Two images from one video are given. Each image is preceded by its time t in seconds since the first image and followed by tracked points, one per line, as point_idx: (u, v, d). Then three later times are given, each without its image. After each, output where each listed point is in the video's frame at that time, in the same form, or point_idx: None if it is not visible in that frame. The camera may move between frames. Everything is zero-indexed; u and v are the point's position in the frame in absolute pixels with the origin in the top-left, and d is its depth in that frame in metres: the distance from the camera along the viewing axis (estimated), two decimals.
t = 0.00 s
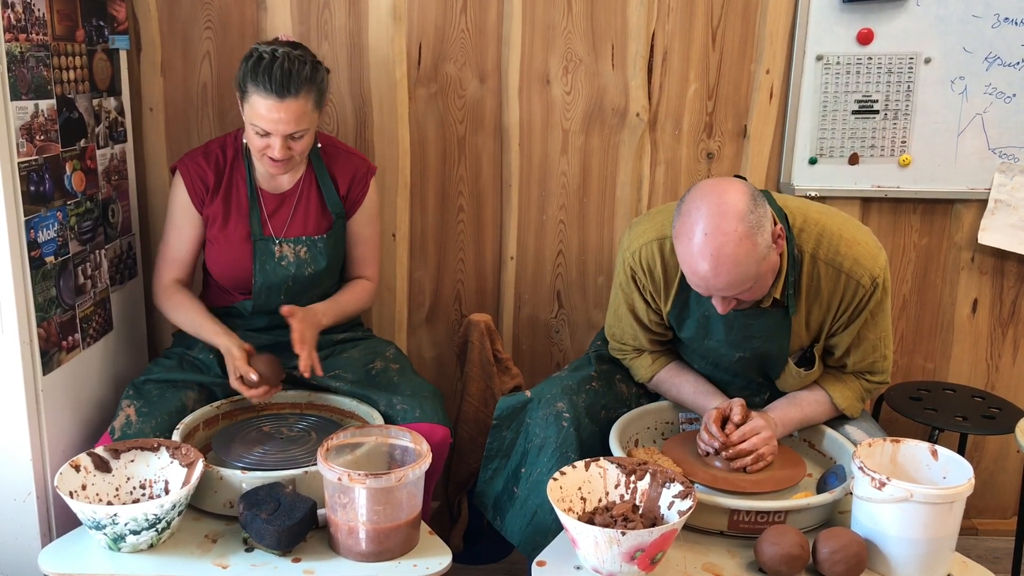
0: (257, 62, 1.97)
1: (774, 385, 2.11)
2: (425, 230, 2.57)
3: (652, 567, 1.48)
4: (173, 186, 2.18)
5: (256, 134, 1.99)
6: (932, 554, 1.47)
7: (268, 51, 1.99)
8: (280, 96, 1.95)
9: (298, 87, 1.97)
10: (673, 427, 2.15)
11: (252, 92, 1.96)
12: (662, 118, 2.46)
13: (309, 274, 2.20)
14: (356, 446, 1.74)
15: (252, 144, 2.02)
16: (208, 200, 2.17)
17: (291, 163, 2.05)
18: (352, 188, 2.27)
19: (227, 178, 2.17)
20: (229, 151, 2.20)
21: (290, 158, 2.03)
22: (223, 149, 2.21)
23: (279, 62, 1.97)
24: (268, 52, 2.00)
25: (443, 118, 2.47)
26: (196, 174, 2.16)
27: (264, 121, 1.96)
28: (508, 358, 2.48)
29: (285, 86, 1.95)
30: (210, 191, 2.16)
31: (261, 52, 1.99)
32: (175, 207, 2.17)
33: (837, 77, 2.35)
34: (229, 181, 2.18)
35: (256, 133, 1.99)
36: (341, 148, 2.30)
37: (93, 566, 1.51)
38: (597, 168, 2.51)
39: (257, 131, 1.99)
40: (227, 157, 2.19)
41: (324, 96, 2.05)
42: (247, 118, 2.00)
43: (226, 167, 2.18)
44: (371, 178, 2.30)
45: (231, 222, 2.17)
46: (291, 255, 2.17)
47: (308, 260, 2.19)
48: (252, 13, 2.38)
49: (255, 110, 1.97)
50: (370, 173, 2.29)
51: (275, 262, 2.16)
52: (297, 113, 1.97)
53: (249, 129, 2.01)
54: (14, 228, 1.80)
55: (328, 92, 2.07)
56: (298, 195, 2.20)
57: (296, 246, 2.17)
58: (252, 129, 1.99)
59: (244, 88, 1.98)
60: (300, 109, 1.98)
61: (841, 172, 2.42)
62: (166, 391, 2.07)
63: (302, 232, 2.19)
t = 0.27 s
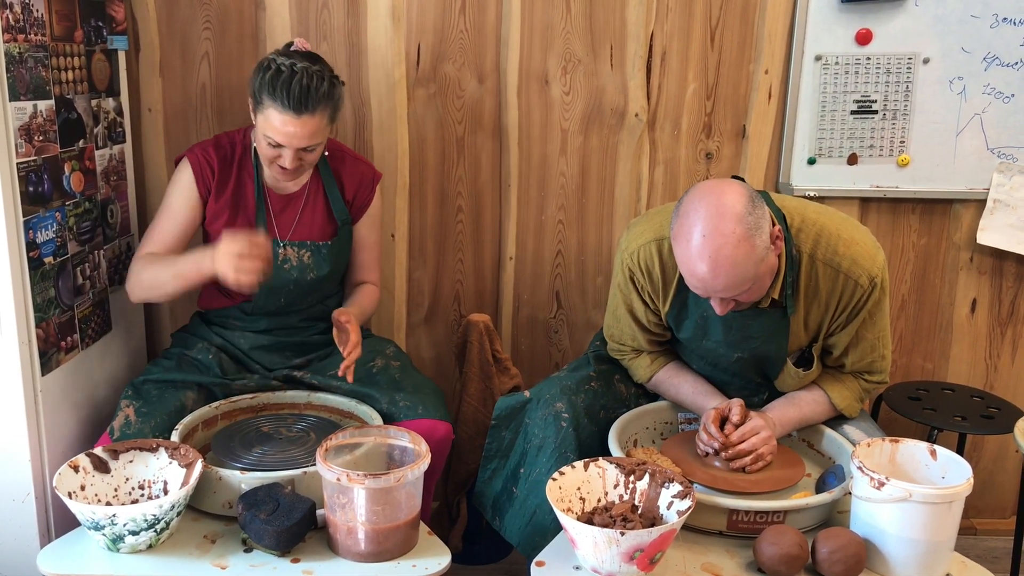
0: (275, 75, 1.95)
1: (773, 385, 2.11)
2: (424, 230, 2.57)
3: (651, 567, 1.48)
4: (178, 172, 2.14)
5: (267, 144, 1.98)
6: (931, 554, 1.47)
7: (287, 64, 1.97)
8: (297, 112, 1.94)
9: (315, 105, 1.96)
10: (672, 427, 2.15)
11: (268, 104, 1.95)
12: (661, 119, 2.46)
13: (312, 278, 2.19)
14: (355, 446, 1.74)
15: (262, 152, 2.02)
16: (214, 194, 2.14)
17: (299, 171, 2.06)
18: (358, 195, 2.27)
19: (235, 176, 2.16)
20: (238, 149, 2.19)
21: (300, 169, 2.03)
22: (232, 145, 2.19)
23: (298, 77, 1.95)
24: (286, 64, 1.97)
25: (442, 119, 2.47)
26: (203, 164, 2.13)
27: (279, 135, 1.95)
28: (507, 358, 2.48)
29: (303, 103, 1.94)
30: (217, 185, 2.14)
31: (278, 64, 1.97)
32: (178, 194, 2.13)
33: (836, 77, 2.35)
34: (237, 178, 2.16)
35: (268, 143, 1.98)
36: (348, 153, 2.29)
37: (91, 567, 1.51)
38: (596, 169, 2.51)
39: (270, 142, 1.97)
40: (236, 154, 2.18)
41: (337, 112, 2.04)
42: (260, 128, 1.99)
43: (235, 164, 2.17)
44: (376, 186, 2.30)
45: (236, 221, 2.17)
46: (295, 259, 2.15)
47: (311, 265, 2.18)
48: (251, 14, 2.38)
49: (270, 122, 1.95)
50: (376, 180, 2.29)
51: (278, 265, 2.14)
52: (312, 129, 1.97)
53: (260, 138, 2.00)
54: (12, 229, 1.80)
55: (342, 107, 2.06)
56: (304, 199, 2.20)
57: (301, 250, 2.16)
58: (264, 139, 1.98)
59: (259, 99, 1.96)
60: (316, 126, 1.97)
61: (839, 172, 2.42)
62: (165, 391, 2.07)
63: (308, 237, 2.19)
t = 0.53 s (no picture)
0: (287, 83, 1.94)
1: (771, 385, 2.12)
2: (422, 230, 2.56)
3: (650, 567, 1.48)
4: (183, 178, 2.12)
5: (276, 151, 1.98)
6: (929, 554, 1.47)
7: (298, 72, 1.97)
8: (308, 120, 1.94)
9: (326, 113, 1.96)
10: (671, 427, 2.15)
11: (278, 111, 1.95)
12: (659, 119, 2.46)
13: (317, 284, 2.19)
14: (354, 446, 1.74)
15: (269, 158, 2.01)
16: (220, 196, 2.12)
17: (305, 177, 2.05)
18: (361, 198, 2.28)
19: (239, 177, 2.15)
20: (241, 153, 2.19)
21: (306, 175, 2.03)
22: (235, 148, 2.19)
23: (310, 86, 1.94)
24: (298, 72, 1.97)
25: (441, 119, 2.47)
26: (207, 167, 2.12)
27: (289, 143, 1.95)
28: (506, 358, 2.48)
29: (315, 111, 1.93)
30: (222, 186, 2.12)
31: (288, 71, 1.97)
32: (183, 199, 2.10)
33: (834, 77, 2.36)
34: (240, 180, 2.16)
35: (276, 150, 1.98)
36: (351, 157, 2.29)
37: (90, 567, 1.51)
38: (594, 169, 2.51)
39: (278, 149, 1.97)
40: (239, 158, 2.18)
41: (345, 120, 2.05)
42: (268, 134, 1.98)
43: (237, 169, 2.17)
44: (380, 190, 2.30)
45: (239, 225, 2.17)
46: (300, 265, 2.16)
47: (316, 271, 2.18)
48: (250, 14, 2.38)
49: (280, 129, 1.95)
50: (380, 184, 2.30)
51: (283, 271, 2.14)
52: (322, 138, 1.96)
53: (268, 144, 1.99)
54: (10, 229, 1.80)
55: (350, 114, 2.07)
56: (307, 204, 2.19)
57: (306, 255, 2.17)
58: (273, 146, 1.98)
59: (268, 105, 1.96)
60: (326, 134, 1.97)
61: (838, 172, 2.43)
62: (166, 394, 2.07)
63: (313, 242, 2.20)
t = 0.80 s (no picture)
0: (285, 76, 1.95)
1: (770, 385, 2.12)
2: (421, 230, 2.56)
3: (649, 567, 1.48)
4: (178, 184, 2.16)
5: (275, 147, 1.98)
6: (928, 554, 1.47)
7: (296, 65, 1.97)
8: (307, 113, 1.94)
9: (324, 107, 1.97)
10: (670, 427, 2.15)
11: (277, 105, 1.95)
12: (658, 119, 2.46)
13: (312, 284, 2.20)
14: (353, 446, 1.74)
15: (269, 156, 2.01)
16: (214, 203, 2.15)
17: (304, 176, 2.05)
18: (360, 201, 2.27)
19: (235, 183, 2.16)
20: (239, 157, 2.18)
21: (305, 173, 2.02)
22: (232, 152, 2.19)
23: (309, 78, 1.95)
24: (295, 64, 1.98)
25: (440, 119, 2.47)
26: (201, 174, 2.14)
27: (287, 137, 1.95)
28: (505, 358, 2.48)
29: (313, 103, 1.94)
30: (216, 194, 2.15)
31: (286, 66, 1.98)
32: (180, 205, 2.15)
33: (833, 78, 2.36)
34: (235, 185, 2.16)
35: (275, 146, 1.98)
36: (350, 158, 2.28)
37: (88, 567, 1.50)
38: (593, 169, 2.51)
39: (277, 145, 1.97)
40: (235, 161, 2.18)
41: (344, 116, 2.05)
42: (267, 130, 1.98)
43: (234, 172, 2.17)
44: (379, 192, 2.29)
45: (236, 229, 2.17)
46: (295, 265, 2.17)
47: (311, 271, 2.19)
48: (249, 14, 2.38)
49: (279, 124, 1.95)
50: (379, 186, 2.28)
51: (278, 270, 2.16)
52: (320, 131, 1.97)
53: (267, 141, 1.99)
54: (9, 228, 1.80)
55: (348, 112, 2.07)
56: (304, 206, 2.20)
57: (301, 255, 2.18)
58: (272, 141, 1.97)
59: (267, 100, 1.96)
60: (324, 128, 1.97)
61: (837, 172, 2.43)
62: (162, 391, 2.07)
63: (308, 242, 2.20)
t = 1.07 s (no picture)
0: (281, 82, 1.95)
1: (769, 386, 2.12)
2: (420, 230, 2.56)
3: (648, 567, 1.48)
4: (174, 198, 2.11)
5: (273, 155, 1.97)
6: (927, 555, 1.47)
7: (292, 71, 1.98)
8: (304, 117, 1.93)
9: (321, 111, 1.96)
10: (668, 427, 2.15)
11: (274, 111, 1.95)
12: (657, 119, 2.47)
13: (314, 292, 2.19)
14: (351, 446, 1.74)
15: (268, 164, 2.00)
16: (213, 218, 2.12)
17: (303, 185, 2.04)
18: (358, 207, 2.26)
19: (233, 195, 2.13)
20: (234, 167, 2.15)
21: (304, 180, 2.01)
22: (227, 163, 2.16)
23: (304, 83, 1.95)
24: (290, 70, 1.98)
25: (438, 118, 2.47)
26: (198, 189, 2.10)
27: (285, 143, 1.94)
28: (503, 358, 2.48)
29: (309, 107, 1.93)
30: (215, 208, 2.11)
31: (282, 72, 1.98)
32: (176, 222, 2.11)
33: (832, 78, 2.36)
34: (234, 197, 2.13)
35: (273, 153, 1.97)
36: (347, 163, 2.27)
37: (86, 566, 1.50)
38: (592, 170, 2.51)
39: (275, 151, 1.96)
40: (232, 173, 2.14)
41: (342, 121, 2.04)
42: (265, 138, 1.98)
43: (232, 184, 2.14)
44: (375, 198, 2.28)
45: (236, 242, 2.14)
46: (296, 272, 2.15)
47: (313, 278, 2.17)
48: (247, 13, 2.38)
49: (277, 130, 1.95)
50: (375, 192, 2.27)
51: (279, 279, 2.14)
52: (318, 136, 1.96)
53: (265, 149, 1.99)
54: (7, 227, 1.79)
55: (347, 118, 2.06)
56: (302, 211, 2.18)
57: (302, 263, 2.16)
58: (270, 148, 1.97)
59: (264, 107, 1.96)
60: (321, 132, 1.97)
61: (836, 173, 2.43)
62: (161, 388, 2.07)
63: (309, 249, 2.18)
